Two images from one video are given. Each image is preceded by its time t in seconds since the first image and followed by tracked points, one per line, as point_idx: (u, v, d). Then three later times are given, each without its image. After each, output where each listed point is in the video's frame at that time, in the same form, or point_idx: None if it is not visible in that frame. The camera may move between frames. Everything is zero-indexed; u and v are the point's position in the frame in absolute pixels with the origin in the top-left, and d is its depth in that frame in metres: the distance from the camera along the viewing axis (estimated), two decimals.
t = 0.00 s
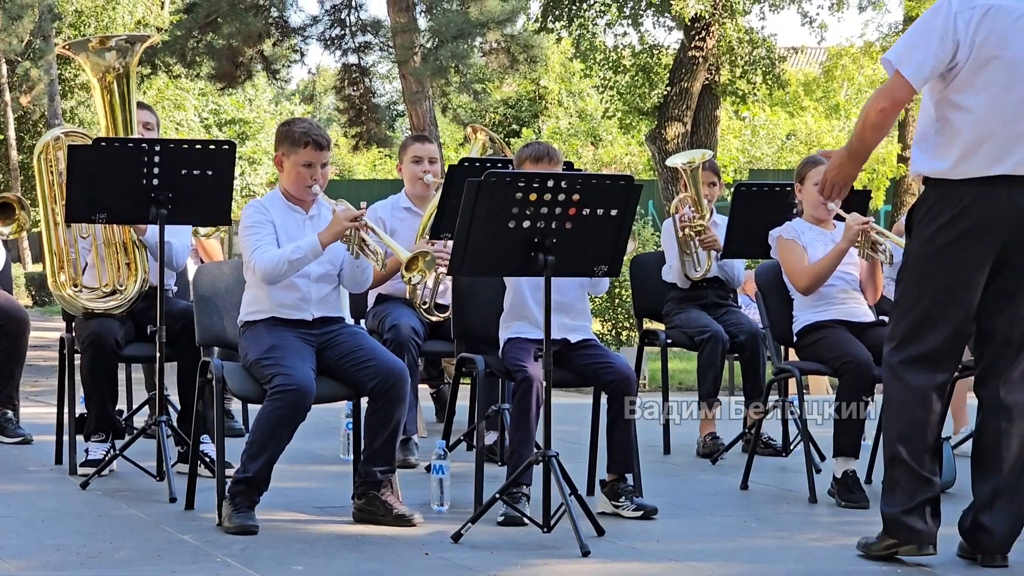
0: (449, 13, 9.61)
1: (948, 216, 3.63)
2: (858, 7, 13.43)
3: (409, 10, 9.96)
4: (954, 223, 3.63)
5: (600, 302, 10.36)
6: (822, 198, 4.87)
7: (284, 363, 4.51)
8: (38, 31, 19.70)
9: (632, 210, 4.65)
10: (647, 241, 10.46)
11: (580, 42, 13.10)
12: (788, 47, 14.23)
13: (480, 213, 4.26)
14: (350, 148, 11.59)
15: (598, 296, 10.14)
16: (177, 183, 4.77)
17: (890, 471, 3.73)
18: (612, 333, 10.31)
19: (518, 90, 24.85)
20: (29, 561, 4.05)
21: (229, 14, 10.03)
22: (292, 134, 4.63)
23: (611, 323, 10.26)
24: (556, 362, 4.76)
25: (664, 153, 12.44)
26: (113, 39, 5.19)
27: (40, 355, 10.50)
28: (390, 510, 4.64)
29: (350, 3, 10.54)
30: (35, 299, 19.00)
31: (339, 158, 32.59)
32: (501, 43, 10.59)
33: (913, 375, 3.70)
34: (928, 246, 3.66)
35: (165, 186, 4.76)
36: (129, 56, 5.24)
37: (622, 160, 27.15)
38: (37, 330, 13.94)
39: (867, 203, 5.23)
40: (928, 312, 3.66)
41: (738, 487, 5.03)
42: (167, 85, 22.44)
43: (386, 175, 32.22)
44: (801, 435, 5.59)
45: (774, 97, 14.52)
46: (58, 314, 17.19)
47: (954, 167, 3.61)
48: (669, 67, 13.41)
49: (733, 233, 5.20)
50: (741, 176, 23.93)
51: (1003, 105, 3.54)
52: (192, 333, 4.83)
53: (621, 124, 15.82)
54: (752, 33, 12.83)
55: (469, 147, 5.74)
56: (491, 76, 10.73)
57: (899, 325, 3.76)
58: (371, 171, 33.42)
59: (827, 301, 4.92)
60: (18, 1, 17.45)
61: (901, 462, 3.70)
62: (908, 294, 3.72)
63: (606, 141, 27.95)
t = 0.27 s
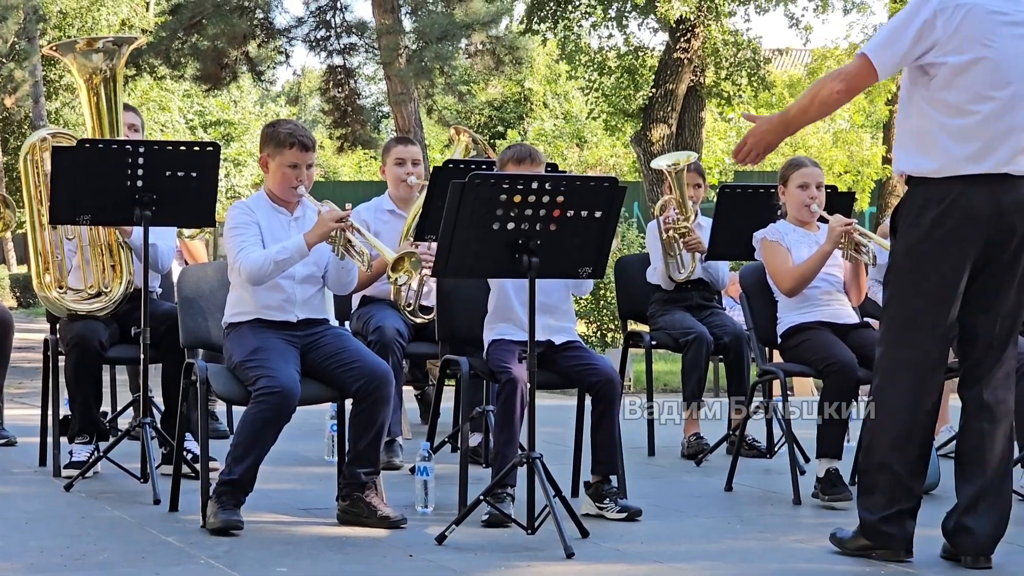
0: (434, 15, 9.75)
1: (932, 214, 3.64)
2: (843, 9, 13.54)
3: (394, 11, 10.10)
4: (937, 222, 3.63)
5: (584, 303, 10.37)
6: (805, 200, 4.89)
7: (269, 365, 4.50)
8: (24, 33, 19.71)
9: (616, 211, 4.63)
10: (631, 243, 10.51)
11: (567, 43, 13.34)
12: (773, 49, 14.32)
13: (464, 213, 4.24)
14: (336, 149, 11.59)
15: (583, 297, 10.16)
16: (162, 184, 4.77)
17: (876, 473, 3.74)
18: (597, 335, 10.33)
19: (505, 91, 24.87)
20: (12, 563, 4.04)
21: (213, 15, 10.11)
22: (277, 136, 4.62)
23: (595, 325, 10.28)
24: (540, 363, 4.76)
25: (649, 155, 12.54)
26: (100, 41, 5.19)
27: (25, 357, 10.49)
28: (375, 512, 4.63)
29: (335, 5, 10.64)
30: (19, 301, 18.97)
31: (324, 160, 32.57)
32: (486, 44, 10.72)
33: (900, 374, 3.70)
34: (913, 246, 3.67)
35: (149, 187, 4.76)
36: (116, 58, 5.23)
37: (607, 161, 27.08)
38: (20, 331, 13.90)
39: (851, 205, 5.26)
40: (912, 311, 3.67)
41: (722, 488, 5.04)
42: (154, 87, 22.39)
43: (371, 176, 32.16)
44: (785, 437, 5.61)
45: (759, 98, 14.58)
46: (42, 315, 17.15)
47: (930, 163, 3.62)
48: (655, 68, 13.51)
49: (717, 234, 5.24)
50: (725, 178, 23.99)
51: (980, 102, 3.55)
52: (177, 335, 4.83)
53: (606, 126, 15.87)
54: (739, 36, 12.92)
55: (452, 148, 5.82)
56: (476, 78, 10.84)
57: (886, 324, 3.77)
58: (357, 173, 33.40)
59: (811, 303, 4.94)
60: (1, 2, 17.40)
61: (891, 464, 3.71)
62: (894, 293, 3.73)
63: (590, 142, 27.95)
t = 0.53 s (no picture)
0: (421, 15, 9.84)
1: (911, 215, 3.67)
2: (829, 12, 13.68)
3: (381, 12, 10.15)
4: (917, 223, 3.66)
5: (570, 303, 10.38)
6: (790, 200, 4.90)
7: (254, 366, 4.49)
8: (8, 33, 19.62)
9: (602, 213, 4.58)
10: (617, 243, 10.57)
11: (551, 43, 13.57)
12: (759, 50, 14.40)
13: (449, 214, 4.20)
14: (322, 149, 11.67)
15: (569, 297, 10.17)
16: (147, 185, 4.77)
17: (866, 476, 3.77)
18: (583, 335, 10.34)
19: (492, 91, 24.87)
20: None
21: (199, 16, 10.03)
22: (263, 136, 4.62)
23: (581, 325, 10.28)
24: (525, 364, 4.76)
25: (635, 154, 12.70)
26: (87, 41, 5.17)
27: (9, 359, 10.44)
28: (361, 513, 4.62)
29: (321, 5, 10.62)
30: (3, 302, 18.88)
31: (309, 161, 32.51)
32: (472, 45, 10.80)
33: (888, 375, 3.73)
34: (895, 246, 3.70)
35: (134, 188, 4.75)
36: (103, 59, 5.22)
37: (594, 162, 27.01)
38: (4, 332, 13.85)
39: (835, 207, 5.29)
40: (895, 311, 3.70)
41: (708, 489, 5.05)
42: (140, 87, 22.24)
43: (358, 176, 32.05)
44: (771, 437, 5.64)
45: (745, 99, 14.68)
46: (28, 317, 17.07)
47: (902, 162, 3.66)
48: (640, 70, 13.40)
49: (703, 237, 5.28)
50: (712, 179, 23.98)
51: (950, 100, 3.58)
52: (162, 336, 4.82)
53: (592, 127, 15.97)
54: (724, 37, 13.04)
55: (437, 149, 5.91)
56: (462, 78, 10.96)
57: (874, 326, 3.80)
58: (343, 173, 33.22)
59: (797, 304, 4.95)
60: None
61: (883, 468, 3.74)
62: (878, 294, 3.76)
63: (576, 144, 27.92)
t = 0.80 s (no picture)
0: (408, 17, 9.87)
1: (885, 214, 3.70)
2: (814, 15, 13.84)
3: (368, 13, 10.21)
4: (892, 222, 3.69)
5: (558, 305, 10.38)
6: (778, 202, 4.91)
7: (241, 368, 4.48)
8: None
9: (589, 214, 4.54)
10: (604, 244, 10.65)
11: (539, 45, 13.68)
12: (746, 51, 14.43)
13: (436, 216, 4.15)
14: (309, 151, 11.73)
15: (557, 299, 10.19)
16: (134, 187, 4.77)
17: (849, 477, 3.79)
18: (571, 337, 10.34)
19: (480, 93, 24.86)
20: None
21: (187, 18, 10.06)
22: (249, 137, 4.62)
23: (569, 327, 10.28)
24: (513, 365, 4.76)
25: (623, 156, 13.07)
26: (75, 43, 5.16)
27: None
28: (348, 514, 4.61)
29: (309, 7, 10.67)
30: None
31: (294, 162, 32.39)
32: (460, 47, 10.99)
33: (870, 376, 3.75)
34: (870, 246, 3.73)
35: (122, 190, 4.75)
36: (91, 62, 5.22)
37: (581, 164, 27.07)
38: None
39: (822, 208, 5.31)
40: (872, 310, 3.73)
41: (695, 490, 5.06)
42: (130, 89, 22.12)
43: (347, 178, 31.96)
44: (758, 438, 5.67)
45: (733, 101, 14.81)
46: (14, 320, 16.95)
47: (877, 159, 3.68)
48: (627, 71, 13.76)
49: (691, 238, 5.32)
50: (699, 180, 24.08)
51: (922, 99, 3.60)
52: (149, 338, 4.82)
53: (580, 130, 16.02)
54: (712, 38, 12.99)
55: (423, 150, 5.95)
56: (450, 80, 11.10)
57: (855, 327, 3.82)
58: (331, 176, 33.18)
59: (784, 305, 4.96)
60: None
61: (864, 469, 3.75)
62: (856, 294, 3.79)
63: (563, 145, 27.91)
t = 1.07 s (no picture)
0: (399, 20, 9.89)
1: (866, 214, 3.69)
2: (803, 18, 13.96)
3: (358, 18, 10.14)
4: (873, 221, 3.69)
5: (549, 309, 10.40)
6: (768, 204, 4.92)
7: (232, 372, 4.47)
8: None
9: (579, 217, 4.48)
10: (595, 247, 10.72)
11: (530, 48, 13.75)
12: (736, 54, 14.46)
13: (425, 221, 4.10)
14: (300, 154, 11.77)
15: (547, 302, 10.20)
16: (124, 191, 4.76)
17: (842, 480, 3.76)
18: (562, 341, 10.35)
19: (472, 96, 24.88)
20: None
21: (177, 22, 10.08)
22: (237, 141, 4.62)
23: (560, 331, 10.28)
24: (503, 369, 4.76)
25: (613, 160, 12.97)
26: (67, 48, 5.18)
27: None
28: (339, 518, 4.59)
29: (299, 11, 10.60)
30: None
31: (285, 165, 32.33)
32: (450, 51, 11.08)
33: (858, 378, 3.74)
34: (852, 247, 3.73)
35: (112, 195, 4.75)
36: (83, 66, 5.24)
37: (572, 167, 27.14)
38: None
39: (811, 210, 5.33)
40: (856, 311, 3.72)
41: (686, 494, 5.06)
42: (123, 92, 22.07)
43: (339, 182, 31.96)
44: (748, 441, 5.69)
45: (723, 104, 14.91)
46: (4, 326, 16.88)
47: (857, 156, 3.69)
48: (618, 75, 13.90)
49: (682, 240, 5.36)
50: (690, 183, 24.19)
51: (897, 98, 3.62)
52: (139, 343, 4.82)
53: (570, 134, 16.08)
54: (702, 41, 13.13)
55: (413, 154, 5.96)
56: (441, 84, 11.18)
57: (841, 329, 3.81)
58: (322, 180, 33.19)
59: (774, 308, 4.96)
60: None
61: (856, 472, 3.74)
62: (840, 296, 3.78)
63: (555, 149, 27.92)
